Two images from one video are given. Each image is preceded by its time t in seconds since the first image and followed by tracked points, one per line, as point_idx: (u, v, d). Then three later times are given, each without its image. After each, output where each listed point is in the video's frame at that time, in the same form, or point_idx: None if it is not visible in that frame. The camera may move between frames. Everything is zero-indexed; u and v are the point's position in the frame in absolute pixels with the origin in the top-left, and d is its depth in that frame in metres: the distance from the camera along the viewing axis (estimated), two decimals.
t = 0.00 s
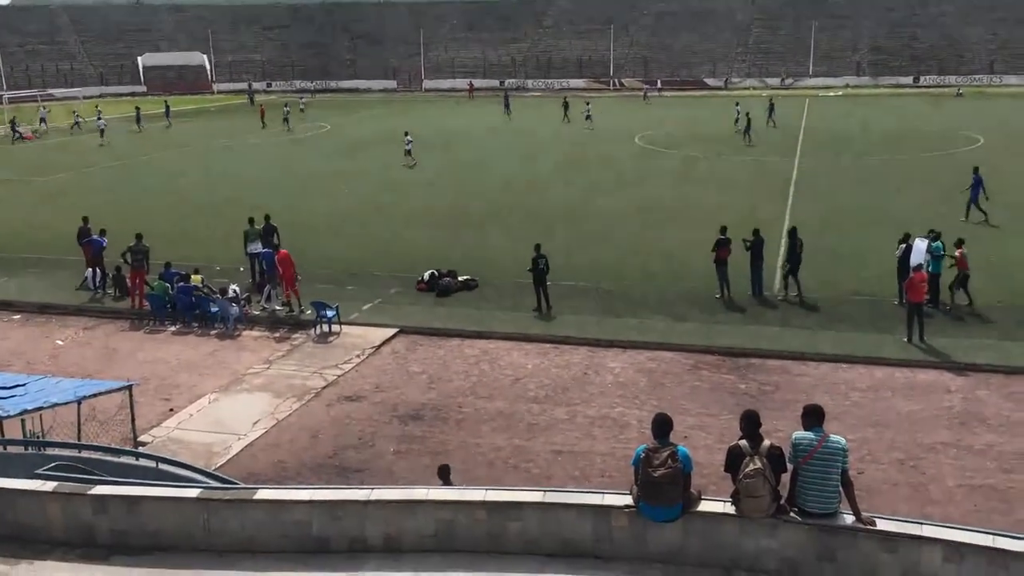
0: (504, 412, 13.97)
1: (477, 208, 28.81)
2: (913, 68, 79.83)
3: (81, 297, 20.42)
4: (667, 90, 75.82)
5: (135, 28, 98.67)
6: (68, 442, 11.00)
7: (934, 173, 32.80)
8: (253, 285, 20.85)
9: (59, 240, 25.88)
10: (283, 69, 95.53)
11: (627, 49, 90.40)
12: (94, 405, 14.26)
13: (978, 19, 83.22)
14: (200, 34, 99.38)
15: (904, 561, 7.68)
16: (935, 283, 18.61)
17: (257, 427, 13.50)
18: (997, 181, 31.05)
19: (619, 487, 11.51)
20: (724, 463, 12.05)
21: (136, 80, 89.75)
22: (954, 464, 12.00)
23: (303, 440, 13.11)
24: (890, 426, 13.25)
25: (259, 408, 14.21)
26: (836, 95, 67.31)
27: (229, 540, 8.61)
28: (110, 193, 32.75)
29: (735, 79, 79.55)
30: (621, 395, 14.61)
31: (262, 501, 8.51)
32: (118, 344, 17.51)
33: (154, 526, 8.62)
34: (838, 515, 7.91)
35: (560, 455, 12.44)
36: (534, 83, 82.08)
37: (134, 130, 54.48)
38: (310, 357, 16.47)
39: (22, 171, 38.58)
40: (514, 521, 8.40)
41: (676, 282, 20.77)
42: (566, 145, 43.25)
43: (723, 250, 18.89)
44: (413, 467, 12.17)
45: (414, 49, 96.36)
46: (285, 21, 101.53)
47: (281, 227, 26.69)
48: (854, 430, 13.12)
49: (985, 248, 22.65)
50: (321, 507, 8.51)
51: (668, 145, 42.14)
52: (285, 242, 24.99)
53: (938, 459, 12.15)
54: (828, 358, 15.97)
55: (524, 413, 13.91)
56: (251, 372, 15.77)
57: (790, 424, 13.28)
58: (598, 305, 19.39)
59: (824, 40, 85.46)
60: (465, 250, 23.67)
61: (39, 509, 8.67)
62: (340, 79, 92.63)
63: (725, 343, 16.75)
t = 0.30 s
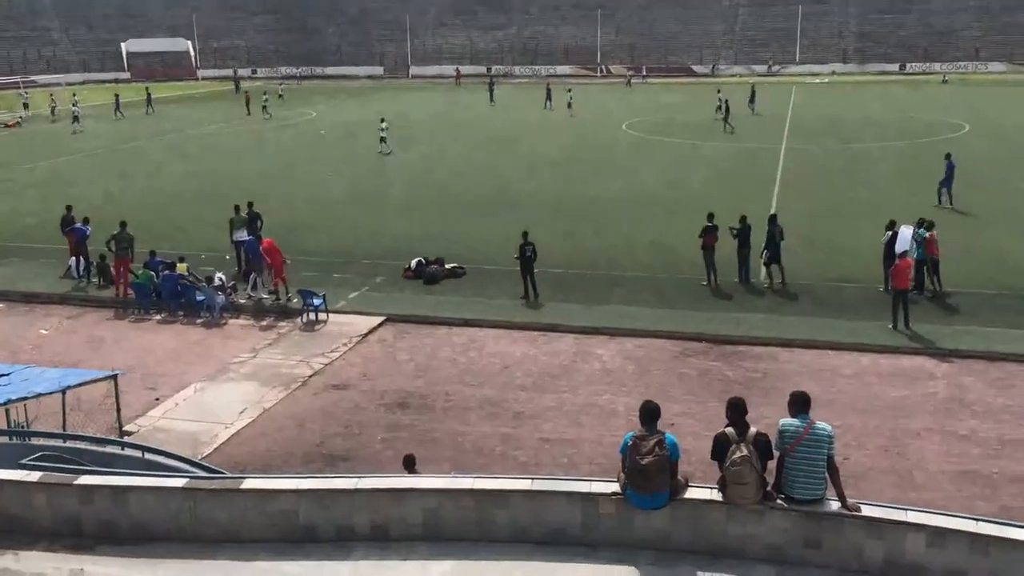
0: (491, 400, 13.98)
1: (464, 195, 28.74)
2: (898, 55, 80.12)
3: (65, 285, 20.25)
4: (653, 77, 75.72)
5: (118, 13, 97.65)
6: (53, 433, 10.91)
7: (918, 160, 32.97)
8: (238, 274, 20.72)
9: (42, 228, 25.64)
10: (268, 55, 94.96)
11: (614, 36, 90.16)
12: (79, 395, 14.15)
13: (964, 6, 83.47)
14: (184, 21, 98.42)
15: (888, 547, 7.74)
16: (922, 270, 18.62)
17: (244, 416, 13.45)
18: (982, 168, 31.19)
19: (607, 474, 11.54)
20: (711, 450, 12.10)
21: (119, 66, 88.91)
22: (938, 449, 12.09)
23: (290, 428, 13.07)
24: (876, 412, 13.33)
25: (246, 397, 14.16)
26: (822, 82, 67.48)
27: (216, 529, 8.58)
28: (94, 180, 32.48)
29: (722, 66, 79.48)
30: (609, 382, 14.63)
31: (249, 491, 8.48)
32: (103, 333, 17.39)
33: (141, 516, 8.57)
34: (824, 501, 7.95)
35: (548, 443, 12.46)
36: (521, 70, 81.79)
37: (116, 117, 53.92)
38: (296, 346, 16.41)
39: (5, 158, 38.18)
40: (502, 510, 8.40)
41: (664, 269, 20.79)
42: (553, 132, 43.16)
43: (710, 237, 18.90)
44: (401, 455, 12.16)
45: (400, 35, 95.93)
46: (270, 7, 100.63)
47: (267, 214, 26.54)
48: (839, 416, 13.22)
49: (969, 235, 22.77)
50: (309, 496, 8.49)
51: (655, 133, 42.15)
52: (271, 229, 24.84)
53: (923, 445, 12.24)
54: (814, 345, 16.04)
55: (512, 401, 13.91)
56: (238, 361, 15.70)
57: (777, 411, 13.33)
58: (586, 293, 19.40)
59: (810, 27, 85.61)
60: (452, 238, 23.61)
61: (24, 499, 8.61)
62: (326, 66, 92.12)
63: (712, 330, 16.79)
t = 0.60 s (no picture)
0: (490, 399, 14.00)
1: (465, 194, 28.78)
2: (899, 57, 80.09)
3: (66, 281, 20.26)
4: (655, 79, 75.72)
5: (120, 10, 97.69)
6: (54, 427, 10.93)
7: (917, 163, 33.00)
8: (239, 270, 20.74)
9: (42, 223, 25.67)
10: (270, 52, 94.98)
11: (616, 36, 90.17)
12: (79, 389, 14.17)
13: (966, 9, 83.44)
14: (185, 17, 98.45)
15: (886, 548, 7.75)
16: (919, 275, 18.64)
17: (243, 412, 13.47)
18: (982, 171, 31.17)
19: (605, 473, 11.56)
20: (710, 450, 12.13)
21: (121, 63, 88.97)
22: (936, 452, 12.11)
23: (289, 425, 13.09)
24: (874, 414, 13.36)
25: (245, 394, 14.17)
26: (823, 84, 67.48)
27: (215, 525, 8.61)
28: (95, 176, 32.51)
29: (724, 67, 79.47)
30: (607, 382, 14.66)
31: (249, 486, 8.50)
32: (103, 328, 17.41)
33: (140, 511, 8.59)
34: (822, 503, 7.96)
35: (546, 442, 12.48)
36: (523, 69, 81.81)
37: (117, 113, 53.86)
38: (295, 343, 16.42)
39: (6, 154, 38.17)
40: (501, 507, 8.42)
41: (663, 270, 20.81)
42: (553, 132, 43.18)
43: (710, 238, 18.92)
44: (399, 453, 12.18)
45: (402, 34, 95.87)
46: (272, 4, 100.62)
47: (266, 211, 26.55)
48: (837, 417, 13.24)
49: (967, 238, 22.80)
50: (307, 492, 8.50)
51: (655, 133, 42.18)
52: (271, 226, 24.86)
53: (920, 448, 12.26)
54: (813, 346, 16.06)
55: (511, 399, 13.92)
56: (237, 358, 15.72)
57: (775, 412, 13.36)
58: (586, 292, 19.43)
59: (812, 29, 85.57)
60: (451, 236, 23.63)
61: (24, 493, 8.63)
62: (327, 64, 92.21)
63: (711, 331, 16.80)
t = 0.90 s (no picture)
0: (508, 405, 13.99)
1: (485, 200, 28.83)
2: (924, 68, 79.50)
3: (89, 281, 20.45)
4: (677, 87, 75.61)
5: (147, 14, 98.69)
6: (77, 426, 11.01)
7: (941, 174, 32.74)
8: (260, 273, 20.87)
9: (67, 223, 25.93)
10: (293, 57, 95.77)
11: (639, 44, 90.16)
12: (102, 389, 14.32)
13: (993, 20, 82.76)
14: (211, 21, 99.42)
15: (908, 564, 7.67)
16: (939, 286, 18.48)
17: (262, 414, 13.53)
18: (1006, 183, 30.89)
19: (623, 482, 11.52)
20: (729, 461, 12.05)
21: (147, 66, 89.88)
22: (958, 467, 11.99)
23: (308, 428, 13.14)
24: (896, 428, 13.24)
25: (265, 396, 14.24)
26: (846, 94, 67.14)
27: (233, 526, 8.64)
28: (119, 178, 32.80)
29: (747, 76, 79.25)
30: (626, 390, 14.62)
31: (268, 489, 8.53)
32: (125, 329, 17.55)
33: (159, 511, 8.64)
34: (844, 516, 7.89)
35: (564, 450, 12.46)
36: (544, 76, 81.97)
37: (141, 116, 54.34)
38: (315, 346, 16.48)
39: (32, 155, 38.64)
40: (518, 514, 8.41)
41: (682, 278, 20.73)
42: (573, 139, 43.22)
43: (731, 247, 18.83)
44: (417, 458, 12.19)
45: (424, 40, 96.24)
46: (297, 10, 101.44)
47: (287, 215, 26.71)
48: (858, 430, 13.13)
49: (991, 251, 22.57)
50: (326, 495, 8.52)
51: (675, 141, 42.10)
52: (291, 230, 25.01)
53: (942, 462, 12.13)
54: (834, 358, 15.93)
55: (529, 406, 13.91)
56: (257, 360, 15.81)
57: (796, 424, 13.26)
58: (604, 300, 19.39)
59: (836, 39, 85.20)
60: (469, 242, 23.68)
61: (46, 491, 8.71)
62: (350, 69, 92.84)
63: (731, 341, 16.72)
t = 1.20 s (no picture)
0: (532, 419, 13.95)
1: (509, 213, 28.97)
2: (953, 82, 78.75)
3: (117, 293, 20.69)
4: (703, 101, 75.46)
5: (177, 28, 100.01)
6: (104, 437, 11.12)
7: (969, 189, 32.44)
8: (285, 285, 21.04)
9: (97, 236, 26.25)
10: (320, 71, 96.62)
11: (664, 58, 90.12)
12: (129, 400, 14.45)
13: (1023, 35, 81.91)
14: (240, 36, 100.61)
15: None
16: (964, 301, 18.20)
17: (287, 426, 13.59)
18: None
19: (647, 498, 11.44)
20: (755, 478, 11.92)
21: (176, 80, 91.00)
22: (988, 486, 11.79)
23: (332, 441, 13.17)
24: (924, 445, 13.05)
25: (289, 408, 14.30)
26: (873, 109, 66.64)
27: (257, 537, 8.67)
28: (148, 190, 33.26)
29: (773, 90, 78.91)
30: (651, 405, 14.53)
31: (292, 501, 8.56)
32: (152, 340, 17.72)
33: (185, 521, 8.69)
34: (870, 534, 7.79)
35: (588, 464, 12.40)
36: (569, 90, 82.12)
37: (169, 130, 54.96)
38: (340, 359, 16.55)
39: (63, 167, 39.23)
40: (542, 530, 8.37)
41: (705, 292, 20.67)
42: (598, 153, 43.33)
43: (756, 262, 18.73)
44: (440, 471, 12.18)
45: (450, 54, 96.74)
46: (324, 25, 102.43)
47: (312, 227, 26.92)
48: (886, 448, 12.95)
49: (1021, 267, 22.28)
50: (350, 508, 8.53)
51: (700, 155, 42.10)
52: (317, 242, 25.23)
53: (972, 481, 11.94)
54: (861, 374, 15.77)
55: (553, 421, 13.86)
56: (283, 372, 15.89)
57: (823, 440, 13.11)
58: (627, 313, 19.37)
59: (863, 53, 84.69)
60: (492, 255, 23.81)
61: (73, 500, 8.78)
62: (376, 82, 93.56)
63: (756, 356, 16.61)
